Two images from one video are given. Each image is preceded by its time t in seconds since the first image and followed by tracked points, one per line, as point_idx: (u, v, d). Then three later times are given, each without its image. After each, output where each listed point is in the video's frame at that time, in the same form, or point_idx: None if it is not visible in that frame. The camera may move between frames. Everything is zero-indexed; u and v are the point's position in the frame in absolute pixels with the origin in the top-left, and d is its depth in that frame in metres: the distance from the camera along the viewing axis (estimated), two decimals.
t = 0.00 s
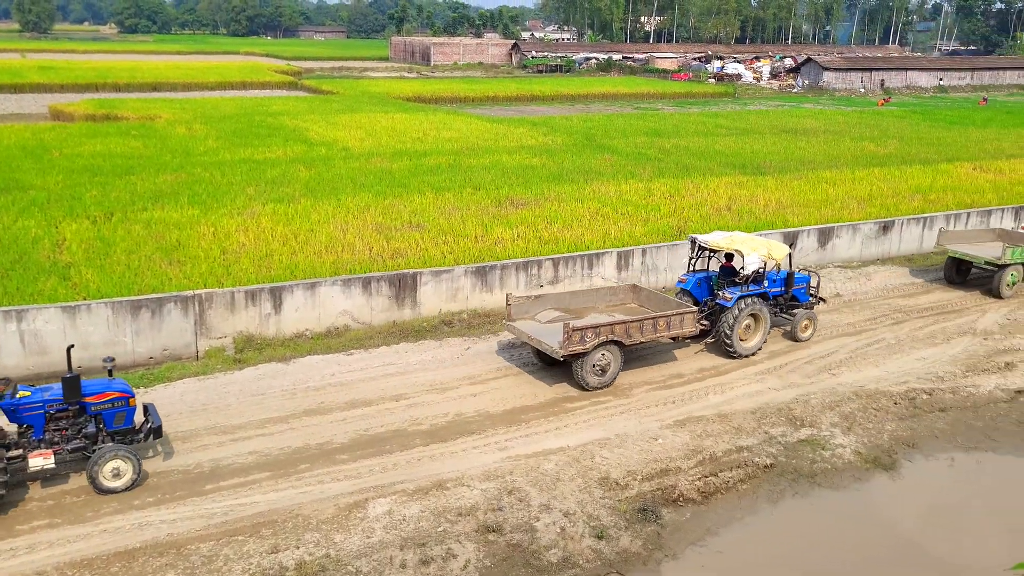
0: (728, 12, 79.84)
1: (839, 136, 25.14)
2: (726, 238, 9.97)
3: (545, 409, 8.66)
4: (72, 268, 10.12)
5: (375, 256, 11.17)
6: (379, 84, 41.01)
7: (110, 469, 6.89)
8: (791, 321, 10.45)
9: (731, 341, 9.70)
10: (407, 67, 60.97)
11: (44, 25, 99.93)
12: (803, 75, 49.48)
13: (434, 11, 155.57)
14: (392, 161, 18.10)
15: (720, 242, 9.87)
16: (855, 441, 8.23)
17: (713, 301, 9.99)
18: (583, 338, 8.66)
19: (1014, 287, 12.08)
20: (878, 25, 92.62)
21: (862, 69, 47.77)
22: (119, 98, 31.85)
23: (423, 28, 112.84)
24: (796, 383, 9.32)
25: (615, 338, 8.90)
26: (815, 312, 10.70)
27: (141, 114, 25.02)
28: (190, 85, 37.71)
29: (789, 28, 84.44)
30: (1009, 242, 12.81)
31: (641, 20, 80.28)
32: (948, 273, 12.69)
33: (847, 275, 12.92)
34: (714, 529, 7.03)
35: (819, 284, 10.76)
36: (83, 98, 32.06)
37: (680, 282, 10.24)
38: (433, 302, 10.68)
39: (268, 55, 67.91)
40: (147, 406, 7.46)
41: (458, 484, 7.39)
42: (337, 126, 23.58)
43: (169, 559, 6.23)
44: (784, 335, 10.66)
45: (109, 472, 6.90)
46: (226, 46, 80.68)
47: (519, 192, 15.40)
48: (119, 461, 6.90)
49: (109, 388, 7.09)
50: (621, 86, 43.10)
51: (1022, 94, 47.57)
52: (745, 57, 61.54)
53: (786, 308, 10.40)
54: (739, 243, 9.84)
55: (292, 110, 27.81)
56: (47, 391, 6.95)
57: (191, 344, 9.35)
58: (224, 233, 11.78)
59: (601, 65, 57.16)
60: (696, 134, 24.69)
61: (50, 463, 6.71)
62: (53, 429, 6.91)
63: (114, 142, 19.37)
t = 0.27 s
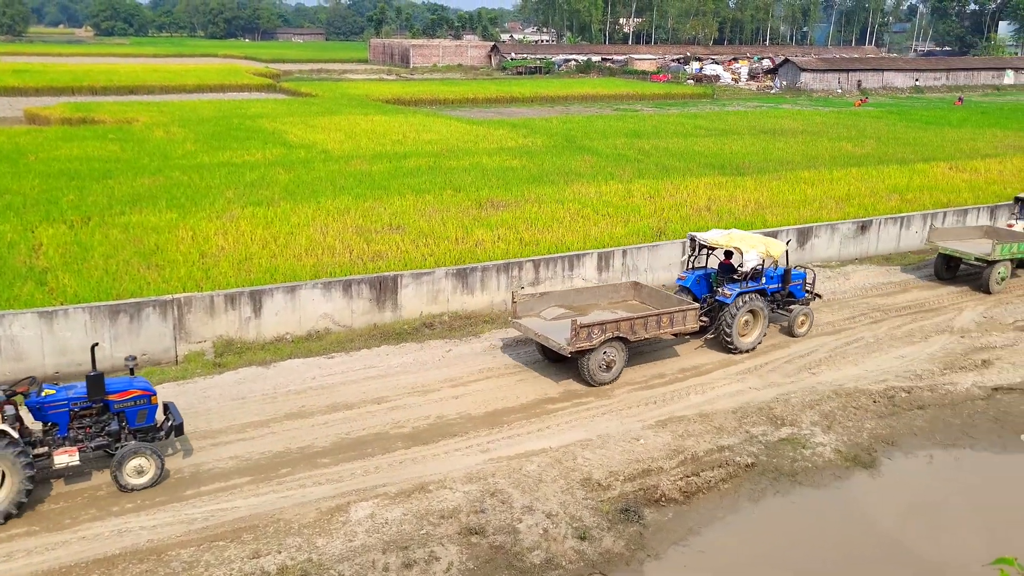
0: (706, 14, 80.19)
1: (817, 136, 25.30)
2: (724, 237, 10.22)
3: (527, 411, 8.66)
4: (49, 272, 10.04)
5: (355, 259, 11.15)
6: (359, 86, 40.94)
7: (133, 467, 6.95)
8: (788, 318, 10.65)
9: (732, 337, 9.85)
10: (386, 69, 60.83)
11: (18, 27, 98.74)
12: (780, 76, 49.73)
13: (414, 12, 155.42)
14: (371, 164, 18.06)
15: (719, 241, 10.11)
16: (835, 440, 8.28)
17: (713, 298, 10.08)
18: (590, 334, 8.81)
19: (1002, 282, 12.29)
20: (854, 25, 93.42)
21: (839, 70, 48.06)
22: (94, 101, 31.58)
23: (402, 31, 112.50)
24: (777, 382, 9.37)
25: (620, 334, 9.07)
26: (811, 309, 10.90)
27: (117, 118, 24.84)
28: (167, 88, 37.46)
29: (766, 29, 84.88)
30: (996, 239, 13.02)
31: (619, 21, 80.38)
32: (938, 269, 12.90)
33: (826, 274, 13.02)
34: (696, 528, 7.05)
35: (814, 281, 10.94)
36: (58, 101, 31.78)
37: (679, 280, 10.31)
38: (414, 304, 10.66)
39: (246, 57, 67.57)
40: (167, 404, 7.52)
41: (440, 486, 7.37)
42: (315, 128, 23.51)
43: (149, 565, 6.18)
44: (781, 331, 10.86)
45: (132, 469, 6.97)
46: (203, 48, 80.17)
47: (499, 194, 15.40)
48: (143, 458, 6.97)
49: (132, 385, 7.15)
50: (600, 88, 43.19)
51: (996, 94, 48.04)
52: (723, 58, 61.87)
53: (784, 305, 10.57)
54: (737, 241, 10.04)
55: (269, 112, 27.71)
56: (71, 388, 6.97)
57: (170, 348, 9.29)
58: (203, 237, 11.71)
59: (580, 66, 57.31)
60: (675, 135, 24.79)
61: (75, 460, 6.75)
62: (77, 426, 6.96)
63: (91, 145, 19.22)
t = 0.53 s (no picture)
0: (678, 17, 80.63)
1: (788, 139, 25.51)
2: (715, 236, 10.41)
3: (502, 414, 8.65)
4: (15, 278, 9.90)
5: (329, 262, 11.09)
6: (331, 89, 40.73)
7: (147, 464, 7.03)
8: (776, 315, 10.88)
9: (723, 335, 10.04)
10: (358, 72, 60.57)
11: None
12: (752, 79, 50.07)
13: (387, 15, 154.81)
14: (344, 167, 17.98)
15: (710, 240, 10.30)
16: (807, 440, 8.34)
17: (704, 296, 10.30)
18: (588, 332, 9.00)
19: (982, 280, 12.61)
20: (824, 29, 94.39)
21: (810, 73, 48.47)
22: (61, 104, 31.19)
23: (376, 33, 112.15)
24: (750, 383, 9.43)
25: (617, 332, 9.27)
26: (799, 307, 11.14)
27: (86, 121, 24.55)
28: (137, 90, 37.08)
29: (738, 33, 85.50)
30: (976, 238, 13.44)
31: (592, 24, 80.59)
32: (919, 267, 13.23)
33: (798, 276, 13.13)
34: (671, 529, 7.06)
35: (801, 279, 11.19)
36: (24, 104, 31.35)
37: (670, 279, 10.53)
38: (388, 308, 10.63)
39: (217, 60, 67.02)
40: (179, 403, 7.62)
41: (415, 490, 7.34)
42: (288, 131, 23.38)
43: (119, 573, 6.11)
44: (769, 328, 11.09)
45: (146, 467, 7.05)
46: (174, 50, 79.43)
47: (472, 196, 15.39)
48: (156, 455, 7.05)
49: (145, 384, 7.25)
50: (574, 91, 43.30)
51: (963, 98, 48.71)
52: (695, 61, 62.28)
53: (773, 303, 10.79)
54: (727, 241, 10.25)
55: (241, 115, 27.49)
56: (84, 387, 7.09)
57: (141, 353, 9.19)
58: (174, 241, 11.60)
59: (553, 69, 57.48)
60: (648, 138, 24.91)
61: (90, 458, 6.84)
62: (91, 425, 7.07)
63: (60, 148, 18.98)
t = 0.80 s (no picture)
0: (644, 22, 81.22)
1: (753, 143, 25.78)
2: (699, 237, 10.55)
3: (469, 418, 8.63)
4: None
5: (295, 267, 11.01)
6: (297, 92, 40.48)
7: (152, 463, 7.09)
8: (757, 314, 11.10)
9: (706, 334, 10.24)
10: (324, 75, 60.24)
11: None
12: (716, 84, 50.49)
13: (357, 19, 154.43)
14: (310, 170, 17.87)
15: (694, 241, 10.42)
16: (773, 441, 8.40)
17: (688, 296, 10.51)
18: (579, 331, 9.13)
19: (954, 281, 12.97)
20: (788, 34, 95.65)
21: (774, 78, 49.00)
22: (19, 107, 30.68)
23: (343, 37, 111.64)
24: (716, 386, 9.49)
25: (606, 331, 9.41)
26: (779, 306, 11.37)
27: (45, 124, 24.16)
28: (97, 93, 36.61)
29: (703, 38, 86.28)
30: (949, 239, 13.87)
31: (559, 29, 80.86)
32: (894, 269, 13.57)
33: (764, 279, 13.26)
34: (639, 532, 7.07)
35: (781, 280, 11.42)
36: None
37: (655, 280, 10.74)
38: (355, 312, 10.57)
39: (181, 63, 66.29)
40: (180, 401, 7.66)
41: (382, 496, 7.29)
42: (252, 135, 23.20)
43: None
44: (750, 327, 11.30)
45: (150, 465, 7.11)
46: (137, 53, 78.45)
47: (439, 201, 15.36)
48: (160, 454, 7.11)
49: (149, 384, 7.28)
50: (540, 95, 43.41)
51: (923, 103, 49.53)
52: (660, 66, 62.79)
53: (754, 302, 11.00)
54: (711, 241, 10.41)
55: (205, 118, 27.22)
56: (88, 387, 7.11)
57: (103, 360, 9.06)
58: (136, 246, 11.46)
59: (519, 73, 57.66)
60: (614, 142, 25.05)
61: (96, 457, 6.89)
62: (95, 425, 7.12)
63: (19, 152, 18.66)
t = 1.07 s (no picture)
0: (613, 27, 81.69)
1: (720, 147, 26.02)
2: (684, 239, 10.81)
3: (439, 423, 8.59)
4: None
5: (262, 272, 10.92)
6: (263, 96, 40.19)
7: (159, 462, 7.17)
8: (739, 314, 11.32)
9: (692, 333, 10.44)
10: (291, 78, 59.85)
11: None
12: (684, 89, 50.88)
13: (328, 22, 153.80)
14: (277, 174, 17.74)
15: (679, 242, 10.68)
16: (741, 443, 8.45)
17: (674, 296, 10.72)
18: (570, 330, 9.32)
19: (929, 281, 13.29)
20: (754, 40, 96.73)
21: (740, 83, 49.48)
22: None
23: (311, 40, 111.06)
24: (685, 389, 9.54)
25: (596, 330, 9.60)
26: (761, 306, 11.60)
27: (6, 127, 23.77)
28: (58, 96, 36.10)
29: (671, 42, 86.99)
30: (924, 240, 14.25)
31: (527, 33, 81.06)
32: (870, 268, 13.86)
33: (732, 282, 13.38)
34: (609, 535, 7.06)
35: (763, 280, 11.69)
36: None
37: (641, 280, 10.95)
38: (323, 317, 10.51)
39: (145, 65, 65.57)
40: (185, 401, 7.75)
41: (351, 501, 7.23)
42: (219, 138, 22.99)
43: None
44: (732, 327, 11.50)
45: (158, 464, 7.18)
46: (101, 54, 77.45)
47: (408, 204, 15.32)
48: (167, 453, 7.19)
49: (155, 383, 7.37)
50: (509, 99, 43.49)
51: (886, 108, 50.30)
52: (629, 70, 63.22)
53: (737, 302, 11.22)
54: (696, 242, 10.69)
55: (170, 121, 26.94)
56: (95, 387, 7.19)
57: (65, 366, 8.91)
58: (100, 251, 11.30)
59: (488, 77, 57.75)
60: (583, 146, 25.15)
61: (104, 456, 6.93)
62: (103, 424, 7.18)
63: None
